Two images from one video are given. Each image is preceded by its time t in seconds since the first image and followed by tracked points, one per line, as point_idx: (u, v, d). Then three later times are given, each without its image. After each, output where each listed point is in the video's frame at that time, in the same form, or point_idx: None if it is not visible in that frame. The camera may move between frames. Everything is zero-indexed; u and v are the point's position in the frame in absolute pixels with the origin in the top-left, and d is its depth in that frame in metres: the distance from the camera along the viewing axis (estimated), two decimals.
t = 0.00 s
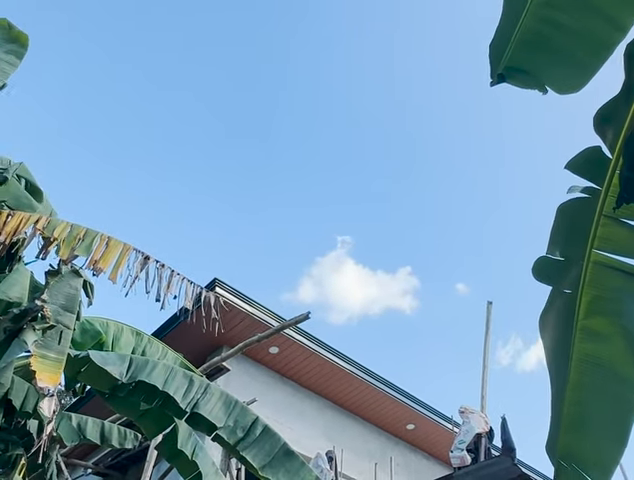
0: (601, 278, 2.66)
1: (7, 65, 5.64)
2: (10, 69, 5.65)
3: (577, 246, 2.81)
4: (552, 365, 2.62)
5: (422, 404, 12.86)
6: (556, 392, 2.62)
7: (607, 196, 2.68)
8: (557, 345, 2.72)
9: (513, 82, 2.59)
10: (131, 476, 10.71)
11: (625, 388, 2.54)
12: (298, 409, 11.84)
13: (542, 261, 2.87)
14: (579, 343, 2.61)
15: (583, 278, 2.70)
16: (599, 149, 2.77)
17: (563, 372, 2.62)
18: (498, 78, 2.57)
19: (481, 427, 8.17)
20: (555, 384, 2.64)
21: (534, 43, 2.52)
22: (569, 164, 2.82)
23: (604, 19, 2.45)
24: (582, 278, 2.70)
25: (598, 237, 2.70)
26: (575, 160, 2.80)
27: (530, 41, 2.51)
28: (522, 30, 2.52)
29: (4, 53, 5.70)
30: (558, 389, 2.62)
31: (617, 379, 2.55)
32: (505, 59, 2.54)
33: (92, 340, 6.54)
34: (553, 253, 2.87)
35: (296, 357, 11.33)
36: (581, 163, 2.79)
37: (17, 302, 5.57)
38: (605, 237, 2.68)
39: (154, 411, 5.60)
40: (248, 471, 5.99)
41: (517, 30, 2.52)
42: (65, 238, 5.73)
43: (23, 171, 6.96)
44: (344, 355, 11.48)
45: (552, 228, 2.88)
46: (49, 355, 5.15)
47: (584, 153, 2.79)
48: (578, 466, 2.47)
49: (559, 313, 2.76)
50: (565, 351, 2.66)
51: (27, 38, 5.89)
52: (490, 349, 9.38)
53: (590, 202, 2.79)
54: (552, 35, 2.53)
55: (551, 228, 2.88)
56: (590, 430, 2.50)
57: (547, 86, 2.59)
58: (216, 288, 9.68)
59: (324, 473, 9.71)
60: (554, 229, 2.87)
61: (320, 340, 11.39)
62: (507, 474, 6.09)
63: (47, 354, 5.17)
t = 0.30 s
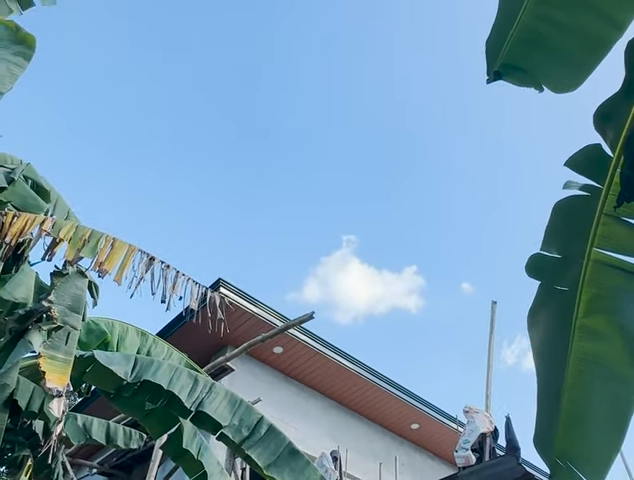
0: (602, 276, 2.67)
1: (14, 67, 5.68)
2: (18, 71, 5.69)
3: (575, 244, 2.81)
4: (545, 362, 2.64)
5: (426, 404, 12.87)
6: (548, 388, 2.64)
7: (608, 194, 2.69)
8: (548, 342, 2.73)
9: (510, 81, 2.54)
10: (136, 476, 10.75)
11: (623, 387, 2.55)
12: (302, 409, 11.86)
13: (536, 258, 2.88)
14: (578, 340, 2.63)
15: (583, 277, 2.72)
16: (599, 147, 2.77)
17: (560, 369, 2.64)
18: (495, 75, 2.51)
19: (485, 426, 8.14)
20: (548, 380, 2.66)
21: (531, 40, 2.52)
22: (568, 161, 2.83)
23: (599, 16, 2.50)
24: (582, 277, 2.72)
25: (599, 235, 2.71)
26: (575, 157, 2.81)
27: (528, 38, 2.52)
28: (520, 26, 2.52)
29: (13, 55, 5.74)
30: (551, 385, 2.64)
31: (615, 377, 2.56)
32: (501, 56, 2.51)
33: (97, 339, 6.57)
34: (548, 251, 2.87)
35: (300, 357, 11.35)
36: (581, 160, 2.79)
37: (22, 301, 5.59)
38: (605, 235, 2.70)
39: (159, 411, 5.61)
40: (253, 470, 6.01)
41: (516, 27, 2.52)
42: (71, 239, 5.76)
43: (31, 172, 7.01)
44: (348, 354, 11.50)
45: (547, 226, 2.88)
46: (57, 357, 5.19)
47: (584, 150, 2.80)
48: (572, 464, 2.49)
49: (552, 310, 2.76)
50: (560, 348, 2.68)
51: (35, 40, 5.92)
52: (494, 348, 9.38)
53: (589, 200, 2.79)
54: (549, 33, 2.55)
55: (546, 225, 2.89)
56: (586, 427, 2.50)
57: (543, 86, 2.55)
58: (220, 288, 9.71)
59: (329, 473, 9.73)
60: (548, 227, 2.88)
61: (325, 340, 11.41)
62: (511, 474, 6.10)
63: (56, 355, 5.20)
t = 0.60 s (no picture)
0: (598, 272, 2.69)
1: (23, 73, 5.71)
2: (27, 77, 5.72)
3: (569, 239, 2.82)
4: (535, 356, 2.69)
5: (430, 403, 12.88)
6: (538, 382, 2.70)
7: (606, 191, 2.71)
8: (540, 337, 2.77)
9: (502, 77, 2.57)
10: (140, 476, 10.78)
11: (615, 383, 2.55)
12: (306, 408, 11.87)
13: (529, 253, 2.90)
14: (571, 335, 2.67)
15: (579, 273, 2.74)
16: (595, 141, 2.78)
17: (553, 365, 2.68)
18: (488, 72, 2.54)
19: (489, 425, 8.15)
20: (538, 374, 2.71)
21: (525, 37, 2.54)
22: (564, 155, 2.83)
23: (595, 14, 2.50)
24: (578, 272, 2.74)
25: (596, 231, 2.73)
26: (571, 151, 2.82)
27: (523, 35, 2.53)
28: (514, 23, 2.53)
29: (21, 60, 5.77)
30: (542, 380, 2.69)
31: (607, 373, 2.58)
32: (495, 53, 2.52)
33: (102, 340, 6.59)
34: (543, 245, 2.89)
35: (303, 357, 11.37)
36: (577, 154, 2.80)
37: (27, 302, 5.55)
38: (602, 231, 2.71)
39: (163, 410, 5.64)
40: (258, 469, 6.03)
41: (509, 26, 2.52)
42: (75, 240, 5.79)
43: (37, 172, 7.06)
44: (351, 354, 11.52)
45: (542, 219, 2.90)
46: (65, 356, 5.19)
47: (579, 145, 2.81)
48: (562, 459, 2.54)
49: (545, 305, 2.79)
50: (552, 343, 2.72)
51: (43, 45, 5.93)
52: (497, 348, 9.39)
53: (585, 195, 2.80)
54: (543, 30, 2.55)
55: (541, 219, 2.90)
56: (576, 421, 2.55)
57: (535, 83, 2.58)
58: (223, 288, 9.73)
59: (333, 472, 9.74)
60: (543, 221, 2.89)
61: (328, 340, 11.43)
62: (515, 474, 6.12)
63: (63, 355, 5.21)
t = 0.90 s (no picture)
0: (593, 270, 2.73)
1: (29, 79, 5.74)
2: (33, 83, 5.75)
3: (563, 234, 2.84)
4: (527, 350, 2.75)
5: (432, 403, 12.88)
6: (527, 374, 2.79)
7: (602, 189, 2.72)
8: (532, 331, 2.81)
9: (493, 77, 2.57)
10: (142, 476, 10.80)
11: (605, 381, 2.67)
12: (307, 408, 11.88)
13: (523, 249, 2.90)
14: (564, 331, 2.74)
15: (573, 268, 2.78)
16: (589, 136, 2.79)
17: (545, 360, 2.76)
18: (480, 71, 2.53)
19: (491, 426, 8.15)
20: (529, 368, 2.79)
21: (518, 37, 2.54)
22: (558, 151, 2.84)
23: (587, 15, 2.51)
24: (573, 269, 2.77)
25: (592, 229, 2.75)
26: (564, 147, 2.82)
27: (515, 35, 2.53)
28: (507, 22, 2.52)
29: (28, 65, 5.78)
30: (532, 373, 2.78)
31: (598, 371, 2.69)
32: (487, 52, 2.51)
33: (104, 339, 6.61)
34: (536, 240, 2.89)
35: (305, 357, 11.39)
36: (570, 151, 2.81)
37: (29, 303, 5.55)
38: (598, 230, 2.74)
39: (165, 410, 5.64)
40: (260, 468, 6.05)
41: (502, 26, 2.52)
42: (78, 241, 5.85)
43: (43, 173, 7.08)
44: (353, 354, 11.53)
45: (536, 213, 2.90)
46: (71, 356, 5.21)
47: (573, 141, 2.81)
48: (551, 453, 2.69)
49: (538, 301, 2.82)
50: (545, 338, 2.78)
51: (48, 48, 5.91)
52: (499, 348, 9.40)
53: (574, 190, 2.82)
54: (534, 29, 2.56)
55: (535, 213, 2.90)
56: (567, 418, 2.69)
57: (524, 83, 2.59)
58: (225, 288, 9.74)
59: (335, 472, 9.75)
60: (537, 215, 2.89)
61: (330, 340, 11.44)
62: (517, 473, 6.13)
63: (70, 354, 5.23)
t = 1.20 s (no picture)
0: (593, 268, 2.74)
1: (31, 81, 5.73)
2: (36, 85, 5.74)
3: (561, 233, 2.84)
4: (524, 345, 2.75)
5: (432, 402, 12.88)
6: (519, 369, 2.77)
7: (604, 187, 2.72)
8: (527, 329, 2.81)
9: (502, 82, 2.57)
10: (142, 475, 10.80)
11: (603, 379, 2.67)
12: (308, 408, 11.88)
13: (521, 249, 2.91)
14: (561, 329, 2.74)
15: (573, 266, 2.78)
16: (588, 136, 2.79)
17: (543, 356, 2.76)
18: (490, 77, 2.53)
19: (491, 425, 8.14)
20: (524, 365, 2.77)
21: (526, 42, 2.54)
22: (558, 152, 2.84)
23: (596, 20, 2.52)
24: (572, 268, 2.78)
25: (591, 228, 2.75)
26: (563, 148, 2.83)
27: (524, 42, 2.53)
28: (516, 29, 2.51)
29: (29, 67, 5.79)
30: (526, 369, 2.76)
31: (598, 370, 2.68)
32: (498, 58, 2.51)
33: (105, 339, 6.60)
34: (535, 241, 2.90)
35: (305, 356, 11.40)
36: (569, 150, 2.81)
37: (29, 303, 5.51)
38: (599, 229, 2.74)
39: (167, 410, 5.66)
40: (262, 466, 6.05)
41: (511, 31, 2.51)
42: (78, 243, 5.83)
43: (47, 172, 7.02)
44: (353, 353, 11.53)
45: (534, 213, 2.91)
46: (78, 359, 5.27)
47: (573, 141, 2.81)
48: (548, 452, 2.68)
49: (534, 299, 2.82)
50: (542, 336, 2.78)
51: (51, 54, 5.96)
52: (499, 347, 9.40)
53: (579, 193, 2.80)
54: (543, 34, 2.55)
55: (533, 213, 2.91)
56: (564, 415, 2.68)
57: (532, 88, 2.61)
58: (225, 288, 9.74)
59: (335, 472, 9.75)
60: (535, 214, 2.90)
61: (330, 340, 11.44)
62: (518, 472, 6.14)
63: (77, 357, 5.28)
